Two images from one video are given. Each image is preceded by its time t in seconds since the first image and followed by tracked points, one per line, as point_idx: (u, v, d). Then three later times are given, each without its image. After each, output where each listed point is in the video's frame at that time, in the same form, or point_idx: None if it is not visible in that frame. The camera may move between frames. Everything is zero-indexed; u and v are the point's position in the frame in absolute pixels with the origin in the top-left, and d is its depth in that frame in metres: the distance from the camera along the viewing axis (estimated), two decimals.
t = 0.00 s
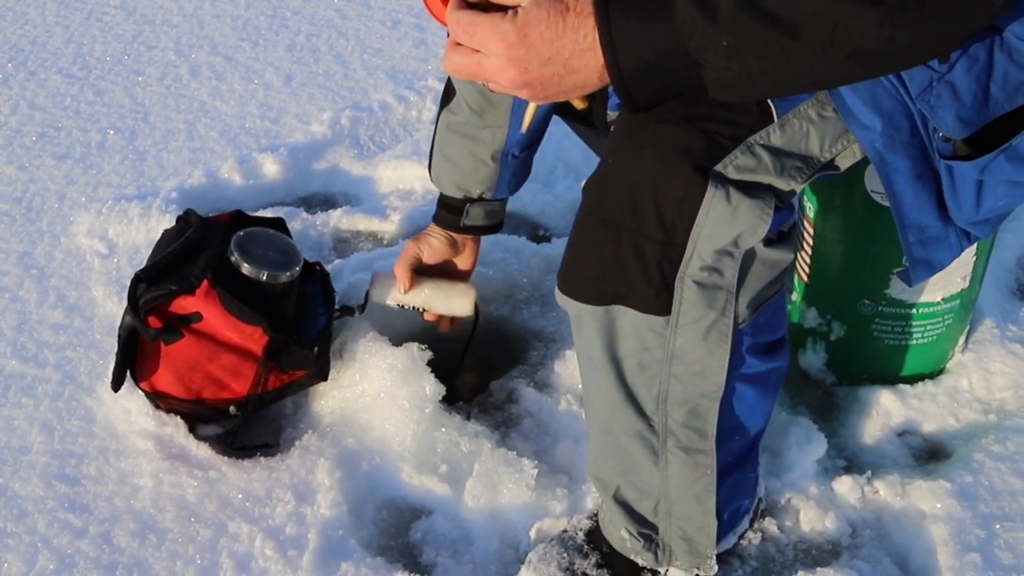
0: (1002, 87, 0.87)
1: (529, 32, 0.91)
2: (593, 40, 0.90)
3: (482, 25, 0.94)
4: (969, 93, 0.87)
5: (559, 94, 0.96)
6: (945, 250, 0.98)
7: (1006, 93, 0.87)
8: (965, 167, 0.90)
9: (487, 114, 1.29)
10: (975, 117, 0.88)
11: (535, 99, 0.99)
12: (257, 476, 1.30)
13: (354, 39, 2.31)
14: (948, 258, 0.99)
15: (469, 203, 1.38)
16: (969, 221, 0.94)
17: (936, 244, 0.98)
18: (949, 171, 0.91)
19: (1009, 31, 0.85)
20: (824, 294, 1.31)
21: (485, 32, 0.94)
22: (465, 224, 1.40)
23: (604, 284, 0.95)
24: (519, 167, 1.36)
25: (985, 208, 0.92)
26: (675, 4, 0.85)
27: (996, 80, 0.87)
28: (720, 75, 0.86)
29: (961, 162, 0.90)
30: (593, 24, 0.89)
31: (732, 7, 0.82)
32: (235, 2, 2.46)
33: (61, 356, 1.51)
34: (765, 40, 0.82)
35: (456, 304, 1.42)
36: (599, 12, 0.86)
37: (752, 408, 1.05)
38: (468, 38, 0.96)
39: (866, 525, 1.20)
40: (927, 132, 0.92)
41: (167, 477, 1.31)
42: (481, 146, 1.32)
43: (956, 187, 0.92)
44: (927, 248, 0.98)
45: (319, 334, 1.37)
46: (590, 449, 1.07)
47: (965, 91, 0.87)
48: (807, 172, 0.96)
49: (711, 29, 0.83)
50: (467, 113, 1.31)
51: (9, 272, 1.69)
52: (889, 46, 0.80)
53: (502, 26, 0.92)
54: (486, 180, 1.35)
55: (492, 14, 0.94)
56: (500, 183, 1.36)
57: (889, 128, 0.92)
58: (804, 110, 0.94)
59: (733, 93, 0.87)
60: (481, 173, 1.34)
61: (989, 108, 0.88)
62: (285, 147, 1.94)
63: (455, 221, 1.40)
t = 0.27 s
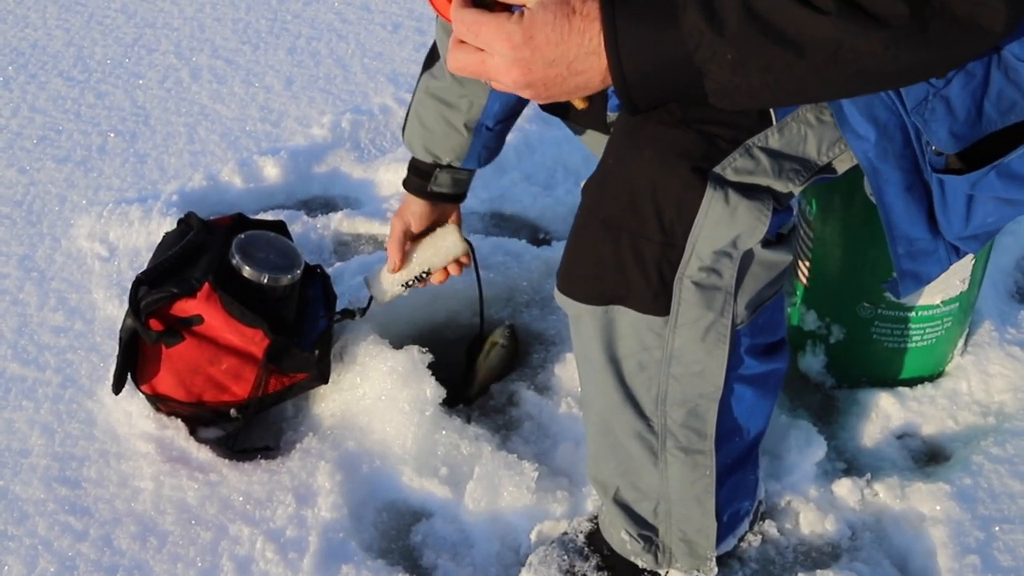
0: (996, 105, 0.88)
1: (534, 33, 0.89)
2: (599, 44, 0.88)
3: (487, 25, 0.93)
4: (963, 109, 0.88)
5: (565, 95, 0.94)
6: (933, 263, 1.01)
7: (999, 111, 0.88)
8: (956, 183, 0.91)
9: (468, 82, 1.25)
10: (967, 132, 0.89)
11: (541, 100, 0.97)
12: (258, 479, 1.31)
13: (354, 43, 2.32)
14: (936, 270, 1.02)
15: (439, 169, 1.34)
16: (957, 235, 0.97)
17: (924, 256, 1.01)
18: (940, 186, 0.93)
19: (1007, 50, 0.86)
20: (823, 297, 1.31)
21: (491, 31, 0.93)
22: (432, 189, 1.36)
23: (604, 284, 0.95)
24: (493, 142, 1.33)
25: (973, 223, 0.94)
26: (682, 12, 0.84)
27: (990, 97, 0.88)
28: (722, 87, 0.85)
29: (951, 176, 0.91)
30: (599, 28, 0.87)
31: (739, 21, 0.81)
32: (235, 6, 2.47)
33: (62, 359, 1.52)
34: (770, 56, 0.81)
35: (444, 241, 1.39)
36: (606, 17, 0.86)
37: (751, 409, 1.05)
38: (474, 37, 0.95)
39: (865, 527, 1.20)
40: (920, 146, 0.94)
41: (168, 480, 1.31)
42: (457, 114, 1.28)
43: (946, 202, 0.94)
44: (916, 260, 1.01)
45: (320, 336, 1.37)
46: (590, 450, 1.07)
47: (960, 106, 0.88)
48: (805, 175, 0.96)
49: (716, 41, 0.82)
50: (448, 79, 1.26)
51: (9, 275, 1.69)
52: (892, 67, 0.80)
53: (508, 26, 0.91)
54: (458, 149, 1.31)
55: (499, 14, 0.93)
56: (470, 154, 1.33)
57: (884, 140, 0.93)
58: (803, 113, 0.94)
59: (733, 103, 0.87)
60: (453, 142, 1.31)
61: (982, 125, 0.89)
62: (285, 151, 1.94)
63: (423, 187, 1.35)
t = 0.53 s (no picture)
0: (992, 118, 0.89)
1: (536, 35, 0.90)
2: (600, 47, 0.89)
3: (489, 23, 0.93)
4: (959, 121, 0.89)
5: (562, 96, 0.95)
6: (924, 272, 1.02)
7: (995, 124, 0.89)
8: (950, 194, 0.92)
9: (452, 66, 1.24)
10: (963, 144, 0.90)
11: (538, 99, 0.98)
12: (256, 486, 1.31)
13: (352, 49, 2.32)
14: (928, 279, 1.02)
15: (413, 149, 1.32)
16: (950, 245, 0.97)
17: (917, 264, 1.01)
18: (934, 197, 0.94)
19: (1005, 64, 0.87)
20: (821, 303, 1.31)
21: (491, 29, 0.93)
22: (406, 170, 1.34)
23: (604, 290, 0.95)
24: (470, 124, 1.32)
25: (967, 234, 0.94)
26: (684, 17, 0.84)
27: (986, 110, 0.89)
28: (722, 94, 0.85)
29: (946, 186, 0.92)
30: (601, 32, 0.88)
31: (742, 28, 0.81)
32: (233, 12, 2.47)
33: (60, 365, 1.51)
34: (772, 64, 0.81)
35: (415, 221, 1.38)
36: (609, 20, 0.85)
37: (750, 416, 1.05)
38: (474, 33, 0.95)
39: (864, 534, 1.20)
40: (916, 156, 0.94)
41: (166, 487, 1.31)
42: (436, 91, 1.27)
43: (940, 212, 0.94)
44: (909, 268, 1.01)
45: (318, 343, 1.37)
46: (589, 457, 1.07)
47: (956, 119, 0.89)
48: (804, 181, 0.97)
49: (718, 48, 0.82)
50: (429, 57, 1.25)
51: (7, 281, 1.69)
52: (892, 78, 0.80)
53: (510, 25, 0.91)
54: (435, 130, 1.30)
55: (500, 12, 0.93)
56: (447, 135, 1.31)
57: (880, 149, 0.94)
58: (802, 120, 0.95)
59: (732, 110, 0.87)
60: (430, 122, 1.29)
61: (977, 136, 0.90)
62: (283, 157, 1.94)
63: (397, 166, 1.33)
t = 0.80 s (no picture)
0: (995, 120, 0.89)
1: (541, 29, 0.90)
2: (604, 44, 0.89)
3: (493, 14, 0.93)
4: (962, 123, 0.89)
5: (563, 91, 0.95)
6: (930, 279, 1.02)
7: (998, 126, 0.89)
8: (954, 197, 0.92)
9: (447, 60, 1.24)
10: (966, 147, 0.89)
11: (540, 94, 0.98)
12: (256, 488, 1.30)
13: (352, 52, 2.32)
14: (933, 286, 1.02)
15: (405, 144, 1.32)
16: (956, 250, 0.97)
17: (921, 271, 1.01)
18: (939, 200, 0.94)
19: (1008, 66, 0.87)
20: (822, 308, 1.31)
21: (494, 20, 0.93)
22: (397, 165, 1.33)
23: (605, 293, 0.95)
24: (463, 119, 1.32)
25: (971, 238, 0.94)
26: (690, 17, 0.84)
27: (989, 112, 0.89)
28: (728, 93, 0.85)
29: (950, 190, 0.91)
30: (605, 28, 0.88)
31: (747, 26, 0.81)
32: (234, 14, 2.47)
33: (61, 368, 1.51)
34: (776, 64, 0.81)
35: (409, 222, 1.38)
36: (614, 18, 0.86)
37: (751, 419, 1.05)
38: (478, 25, 0.95)
39: (864, 538, 1.20)
40: (919, 159, 0.94)
41: (166, 489, 1.31)
42: (431, 86, 1.27)
43: (945, 216, 0.95)
44: (913, 275, 1.01)
45: (319, 345, 1.37)
46: (589, 460, 1.07)
47: (958, 121, 0.89)
48: (806, 183, 0.97)
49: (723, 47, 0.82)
50: (426, 51, 1.24)
51: (7, 283, 1.69)
52: (897, 78, 0.80)
53: (515, 18, 0.91)
54: (427, 125, 1.29)
55: (505, 4, 0.93)
56: (439, 130, 1.31)
57: (882, 151, 0.94)
58: (804, 123, 0.95)
59: (736, 108, 0.87)
60: (424, 117, 1.29)
61: (980, 139, 0.89)
62: (284, 159, 1.94)
63: (389, 162, 1.33)
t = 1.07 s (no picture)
0: (1000, 131, 0.89)
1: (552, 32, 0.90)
2: (614, 48, 0.90)
3: (503, 16, 0.93)
4: (967, 134, 0.89)
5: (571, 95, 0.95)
6: (934, 290, 1.02)
7: (1003, 138, 0.89)
8: (959, 208, 0.91)
9: (453, 68, 1.24)
10: (970, 158, 0.89)
11: (545, 97, 0.98)
12: (259, 499, 1.31)
13: (354, 61, 2.33)
14: (937, 297, 1.02)
15: (408, 154, 1.33)
16: (959, 262, 0.97)
17: (926, 283, 1.01)
18: (943, 211, 0.94)
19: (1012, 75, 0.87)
20: (825, 319, 1.31)
21: (504, 22, 0.93)
22: (399, 176, 1.34)
23: (609, 304, 0.96)
24: (467, 129, 1.32)
25: (975, 249, 0.94)
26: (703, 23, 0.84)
27: (993, 123, 0.89)
28: (739, 100, 0.85)
29: (955, 201, 0.91)
30: (617, 33, 0.89)
31: (760, 33, 0.80)
32: (236, 23, 2.47)
33: (63, 377, 1.51)
34: (788, 70, 0.80)
35: (409, 237, 1.37)
36: (624, 22, 0.86)
37: (755, 431, 1.05)
38: (488, 26, 0.95)
39: (867, 549, 1.20)
40: (923, 170, 0.94)
41: (168, 500, 1.31)
42: (434, 95, 1.27)
43: (950, 227, 0.95)
44: (917, 286, 1.01)
45: (321, 357, 1.37)
46: (592, 471, 1.07)
47: (963, 131, 0.89)
48: (811, 195, 0.96)
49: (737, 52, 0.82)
50: (430, 59, 1.25)
51: (10, 292, 1.69)
52: (910, 85, 0.79)
53: (525, 20, 0.92)
54: (431, 133, 1.30)
55: (516, 6, 0.93)
56: (443, 139, 1.31)
57: (885, 162, 0.94)
58: (808, 134, 0.95)
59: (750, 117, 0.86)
60: (427, 125, 1.29)
61: (985, 150, 0.89)
62: (286, 169, 1.94)
63: (390, 172, 1.34)
